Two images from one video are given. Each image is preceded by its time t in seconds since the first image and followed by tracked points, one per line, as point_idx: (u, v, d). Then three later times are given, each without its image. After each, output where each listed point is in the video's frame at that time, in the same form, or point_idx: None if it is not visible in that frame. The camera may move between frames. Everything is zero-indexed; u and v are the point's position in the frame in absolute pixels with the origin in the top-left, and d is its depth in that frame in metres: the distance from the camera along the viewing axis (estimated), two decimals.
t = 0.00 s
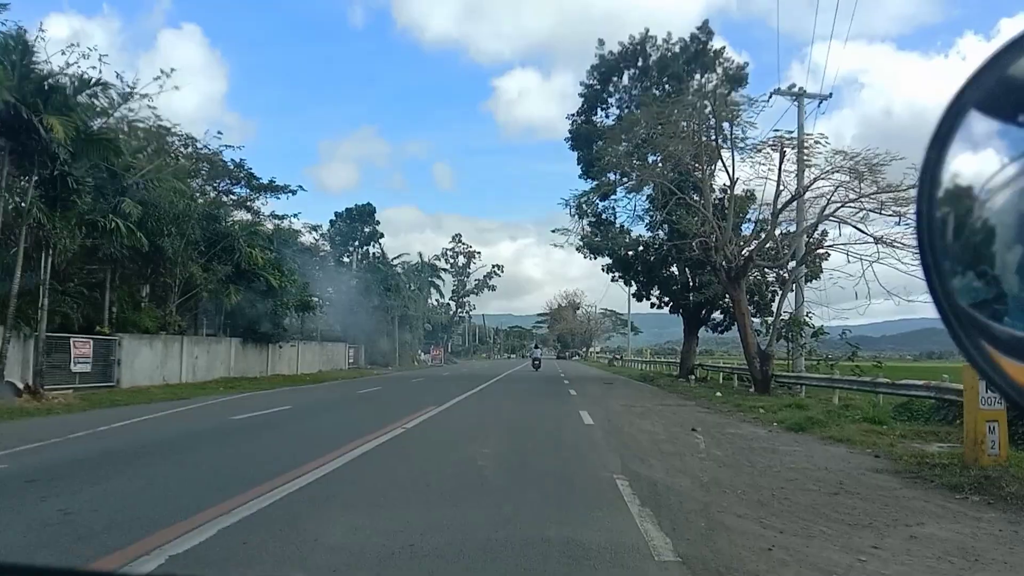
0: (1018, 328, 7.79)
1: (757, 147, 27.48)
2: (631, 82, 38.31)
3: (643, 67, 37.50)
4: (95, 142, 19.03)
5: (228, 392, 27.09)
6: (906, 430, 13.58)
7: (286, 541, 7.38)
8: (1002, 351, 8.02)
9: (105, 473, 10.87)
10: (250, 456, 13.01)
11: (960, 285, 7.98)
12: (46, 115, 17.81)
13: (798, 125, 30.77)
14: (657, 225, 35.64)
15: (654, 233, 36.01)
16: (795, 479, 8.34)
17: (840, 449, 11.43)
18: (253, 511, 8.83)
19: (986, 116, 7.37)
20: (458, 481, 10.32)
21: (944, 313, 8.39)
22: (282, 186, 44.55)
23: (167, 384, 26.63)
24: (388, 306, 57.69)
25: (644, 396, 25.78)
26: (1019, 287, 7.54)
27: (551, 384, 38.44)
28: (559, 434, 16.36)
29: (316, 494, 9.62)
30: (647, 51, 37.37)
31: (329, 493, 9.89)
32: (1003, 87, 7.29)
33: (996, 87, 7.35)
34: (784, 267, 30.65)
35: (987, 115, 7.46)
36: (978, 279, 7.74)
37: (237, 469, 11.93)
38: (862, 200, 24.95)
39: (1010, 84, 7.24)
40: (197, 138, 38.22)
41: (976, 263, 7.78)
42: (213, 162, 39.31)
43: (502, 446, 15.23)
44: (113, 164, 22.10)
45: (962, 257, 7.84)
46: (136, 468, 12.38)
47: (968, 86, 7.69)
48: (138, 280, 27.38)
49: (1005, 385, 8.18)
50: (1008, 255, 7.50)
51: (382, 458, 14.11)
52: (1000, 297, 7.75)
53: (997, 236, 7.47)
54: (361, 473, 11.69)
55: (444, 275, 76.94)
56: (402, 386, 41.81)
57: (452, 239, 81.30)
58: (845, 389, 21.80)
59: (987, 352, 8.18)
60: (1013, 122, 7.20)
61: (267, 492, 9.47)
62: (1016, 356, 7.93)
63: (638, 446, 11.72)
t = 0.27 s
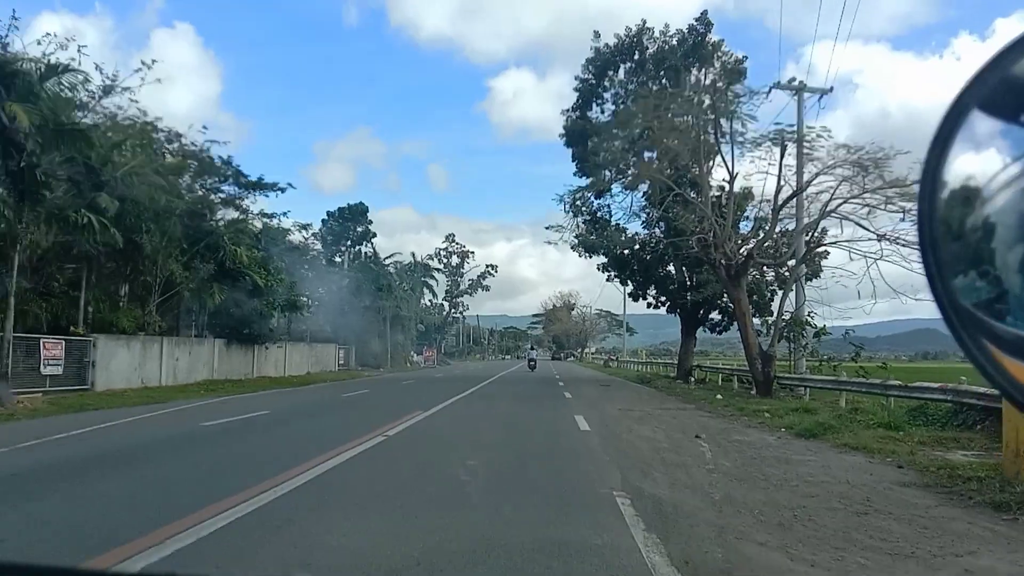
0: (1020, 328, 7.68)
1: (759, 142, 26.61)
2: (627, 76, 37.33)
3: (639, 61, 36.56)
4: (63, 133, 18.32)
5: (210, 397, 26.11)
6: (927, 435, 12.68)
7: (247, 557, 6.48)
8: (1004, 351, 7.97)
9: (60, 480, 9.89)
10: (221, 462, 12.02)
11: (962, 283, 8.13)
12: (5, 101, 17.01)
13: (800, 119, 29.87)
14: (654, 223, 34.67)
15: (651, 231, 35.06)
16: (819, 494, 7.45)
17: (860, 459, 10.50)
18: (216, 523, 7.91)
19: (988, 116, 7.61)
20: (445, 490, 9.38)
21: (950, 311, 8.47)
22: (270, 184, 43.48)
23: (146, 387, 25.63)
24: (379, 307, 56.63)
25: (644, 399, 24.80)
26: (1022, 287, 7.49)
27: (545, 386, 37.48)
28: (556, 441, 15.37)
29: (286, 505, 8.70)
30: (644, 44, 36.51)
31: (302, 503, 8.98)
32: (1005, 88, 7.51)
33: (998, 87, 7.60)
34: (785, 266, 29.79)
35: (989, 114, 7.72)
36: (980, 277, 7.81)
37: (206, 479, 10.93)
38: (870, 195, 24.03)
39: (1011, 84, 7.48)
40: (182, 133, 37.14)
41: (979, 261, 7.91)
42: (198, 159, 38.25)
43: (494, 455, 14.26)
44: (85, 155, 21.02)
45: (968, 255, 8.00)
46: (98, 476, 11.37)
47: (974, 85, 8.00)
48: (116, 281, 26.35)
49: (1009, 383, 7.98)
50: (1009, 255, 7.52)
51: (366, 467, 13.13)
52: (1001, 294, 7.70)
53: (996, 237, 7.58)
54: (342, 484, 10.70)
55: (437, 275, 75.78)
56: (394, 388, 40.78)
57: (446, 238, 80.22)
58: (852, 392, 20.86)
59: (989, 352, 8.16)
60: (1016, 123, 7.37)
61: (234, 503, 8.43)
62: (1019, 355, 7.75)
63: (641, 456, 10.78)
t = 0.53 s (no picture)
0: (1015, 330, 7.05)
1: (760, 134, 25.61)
2: (623, 69, 36.29)
3: (636, 53, 35.55)
4: (21, 121, 17.49)
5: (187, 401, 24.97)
6: (950, 443, 11.62)
7: None
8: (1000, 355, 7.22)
9: None
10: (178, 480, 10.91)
11: (957, 284, 7.62)
12: None
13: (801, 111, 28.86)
14: (650, 220, 33.63)
15: (647, 228, 34.03)
16: (847, 521, 6.40)
17: (886, 473, 9.42)
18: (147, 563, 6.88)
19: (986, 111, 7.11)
20: (419, 516, 8.34)
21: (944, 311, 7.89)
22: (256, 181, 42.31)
23: (119, 390, 24.47)
24: (369, 307, 55.45)
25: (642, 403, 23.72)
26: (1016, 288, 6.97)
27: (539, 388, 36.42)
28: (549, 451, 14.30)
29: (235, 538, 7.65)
30: (640, 35, 35.49)
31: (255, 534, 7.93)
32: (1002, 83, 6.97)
33: (997, 81, 6.91)
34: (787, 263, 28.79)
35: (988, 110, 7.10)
36: (975, 277, 7.30)
37: (157, 502, 9.84)
38: (876, 188, 23.01)
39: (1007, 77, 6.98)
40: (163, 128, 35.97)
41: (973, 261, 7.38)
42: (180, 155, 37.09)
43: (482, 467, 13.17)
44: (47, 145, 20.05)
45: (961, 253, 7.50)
46: (40, 497, 10.27)
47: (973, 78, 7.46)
48: (88, 280, 25.26)
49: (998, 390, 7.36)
50: (1003, 255, 7.01)
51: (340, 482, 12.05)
52: (996, 296, 7.17)
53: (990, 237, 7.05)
54: (307, 506, 9.62)
55: (430, 275, 74.55)
56: (383, 391, 39.63)
57: (438, 238, 79.06)
58: (858, 394, 19.84)
59: (984, 352, 7.38)
60: (1015, 119, 6.77)
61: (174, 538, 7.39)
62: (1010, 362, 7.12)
63: (642, 471, 9.71)
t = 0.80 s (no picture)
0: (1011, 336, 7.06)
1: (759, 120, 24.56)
2: (615, 60, 35.32)
3: (627, 43, 34.56)
4: None
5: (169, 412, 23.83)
6: (987, 444, 10.58)
7: None
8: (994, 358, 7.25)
9: None
10: (138, 505, 9.88)
11: (956, 284, 7.60)
12: None
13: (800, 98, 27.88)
14: (645, 215, 32.62)
15: (643, 224, 32.99)
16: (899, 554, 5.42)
17: (925, 481, 8.40)
18: None
19: (984, 113, 7.05)
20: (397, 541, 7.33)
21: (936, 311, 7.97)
22: (240, 183, 41.21)
23: (96, 402, 23.33)
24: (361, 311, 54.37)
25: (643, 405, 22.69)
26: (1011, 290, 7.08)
27: (535, 391, 35.41)
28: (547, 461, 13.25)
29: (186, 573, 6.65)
30: (632, 25, 34.51)
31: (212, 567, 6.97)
32: (1000, 83, 6.93)
33: (995, 79, 6.96)
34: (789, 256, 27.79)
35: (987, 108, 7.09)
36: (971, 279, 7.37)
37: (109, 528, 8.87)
38: (881, 174, 22.04)
39: (1005, 79, 6.90)
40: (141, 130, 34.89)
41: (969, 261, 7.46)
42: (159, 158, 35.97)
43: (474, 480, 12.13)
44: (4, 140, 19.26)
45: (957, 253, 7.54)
46: None
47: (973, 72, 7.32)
48: (65, 289, 24.18)
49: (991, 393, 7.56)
50: (998, 256, 7.14)
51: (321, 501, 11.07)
52: (990, 298, 7.24)
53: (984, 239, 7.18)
54: (276, 530, 8.64)
55: (423, 278, 73.45)
56: (374, 397, 38.55)
57: (430, 240, 77.93)
58: (868, 391, 18.85)
59: (979, 356, 7.43)
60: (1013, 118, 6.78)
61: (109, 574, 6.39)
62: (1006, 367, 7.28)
63: (650, 485, 8.69)
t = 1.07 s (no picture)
0: (1018, 328, 8.05)
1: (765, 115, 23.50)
2: (615, 53, 34.27)
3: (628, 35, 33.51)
4: None
5: (135, 415, 22.73)
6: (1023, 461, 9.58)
7: None
8: (1002, 346, 8.19)
9: None
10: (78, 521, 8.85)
11: (959, 287, 8.50)
12: None
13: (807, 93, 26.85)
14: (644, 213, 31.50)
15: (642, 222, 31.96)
16: None
17: (967, 508, 7.39)
18: None
19: (989, 119, 8.18)
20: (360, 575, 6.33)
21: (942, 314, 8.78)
22: (228, 173, 40.08)
23: (64, 397, 22.37)
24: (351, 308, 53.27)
25: (639, 411, 21.63)
26: (1018, 286, 7.96)
27: (527, 393, 34.40)
28: (537, 475, 12.20)
29: None
30: (633, 17, 33.44)
31: None
32: (1004, 89, 8.08)
33: (998, 87, 8.20)
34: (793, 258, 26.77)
35: (989, 114, 8.32)
36: (977, 279, 8.23)
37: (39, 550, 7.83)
38: (893, 172, 20.95)
39: (1009, 86, 8.04)
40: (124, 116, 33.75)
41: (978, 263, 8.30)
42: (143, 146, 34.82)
43: (457, 499, 11.08)
44: None
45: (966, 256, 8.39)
46: None
47: (973, 84, 8.62)
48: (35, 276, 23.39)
49: (1000, 388, 8.32)
50: (1006, 254, 8.01)
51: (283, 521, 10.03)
52: (998, 296, 8.11)
53: (993, 237, 8.06)
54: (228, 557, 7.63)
55: (415, 274, 72.31)
56: (362, 396, 37.51)
57: (423, 236, 76.80)
58: (879, 400, 17.87)
59: (985, 353, 8.36)
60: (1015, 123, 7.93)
61: None
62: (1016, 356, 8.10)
63: (653, 508, 7.70)
